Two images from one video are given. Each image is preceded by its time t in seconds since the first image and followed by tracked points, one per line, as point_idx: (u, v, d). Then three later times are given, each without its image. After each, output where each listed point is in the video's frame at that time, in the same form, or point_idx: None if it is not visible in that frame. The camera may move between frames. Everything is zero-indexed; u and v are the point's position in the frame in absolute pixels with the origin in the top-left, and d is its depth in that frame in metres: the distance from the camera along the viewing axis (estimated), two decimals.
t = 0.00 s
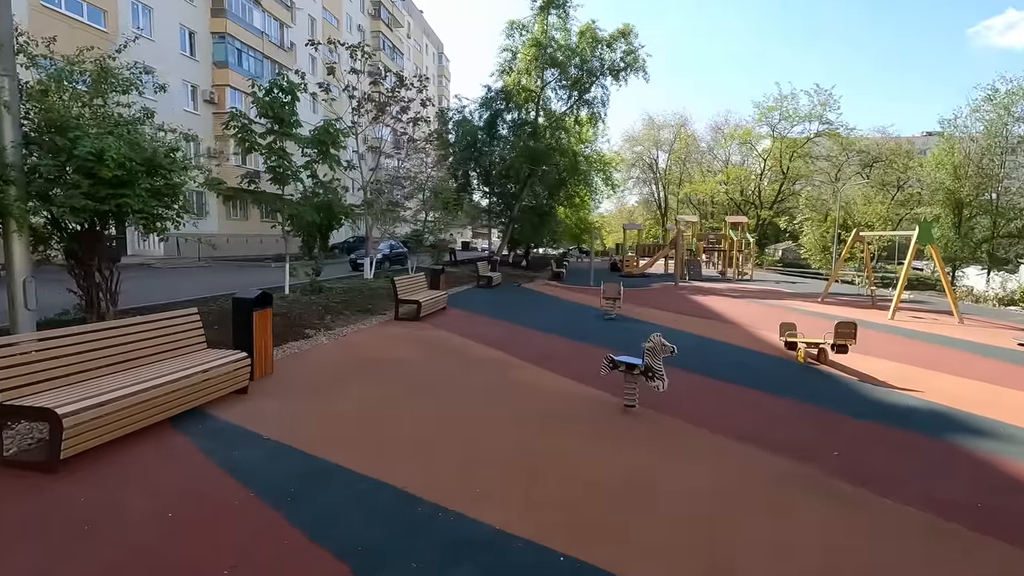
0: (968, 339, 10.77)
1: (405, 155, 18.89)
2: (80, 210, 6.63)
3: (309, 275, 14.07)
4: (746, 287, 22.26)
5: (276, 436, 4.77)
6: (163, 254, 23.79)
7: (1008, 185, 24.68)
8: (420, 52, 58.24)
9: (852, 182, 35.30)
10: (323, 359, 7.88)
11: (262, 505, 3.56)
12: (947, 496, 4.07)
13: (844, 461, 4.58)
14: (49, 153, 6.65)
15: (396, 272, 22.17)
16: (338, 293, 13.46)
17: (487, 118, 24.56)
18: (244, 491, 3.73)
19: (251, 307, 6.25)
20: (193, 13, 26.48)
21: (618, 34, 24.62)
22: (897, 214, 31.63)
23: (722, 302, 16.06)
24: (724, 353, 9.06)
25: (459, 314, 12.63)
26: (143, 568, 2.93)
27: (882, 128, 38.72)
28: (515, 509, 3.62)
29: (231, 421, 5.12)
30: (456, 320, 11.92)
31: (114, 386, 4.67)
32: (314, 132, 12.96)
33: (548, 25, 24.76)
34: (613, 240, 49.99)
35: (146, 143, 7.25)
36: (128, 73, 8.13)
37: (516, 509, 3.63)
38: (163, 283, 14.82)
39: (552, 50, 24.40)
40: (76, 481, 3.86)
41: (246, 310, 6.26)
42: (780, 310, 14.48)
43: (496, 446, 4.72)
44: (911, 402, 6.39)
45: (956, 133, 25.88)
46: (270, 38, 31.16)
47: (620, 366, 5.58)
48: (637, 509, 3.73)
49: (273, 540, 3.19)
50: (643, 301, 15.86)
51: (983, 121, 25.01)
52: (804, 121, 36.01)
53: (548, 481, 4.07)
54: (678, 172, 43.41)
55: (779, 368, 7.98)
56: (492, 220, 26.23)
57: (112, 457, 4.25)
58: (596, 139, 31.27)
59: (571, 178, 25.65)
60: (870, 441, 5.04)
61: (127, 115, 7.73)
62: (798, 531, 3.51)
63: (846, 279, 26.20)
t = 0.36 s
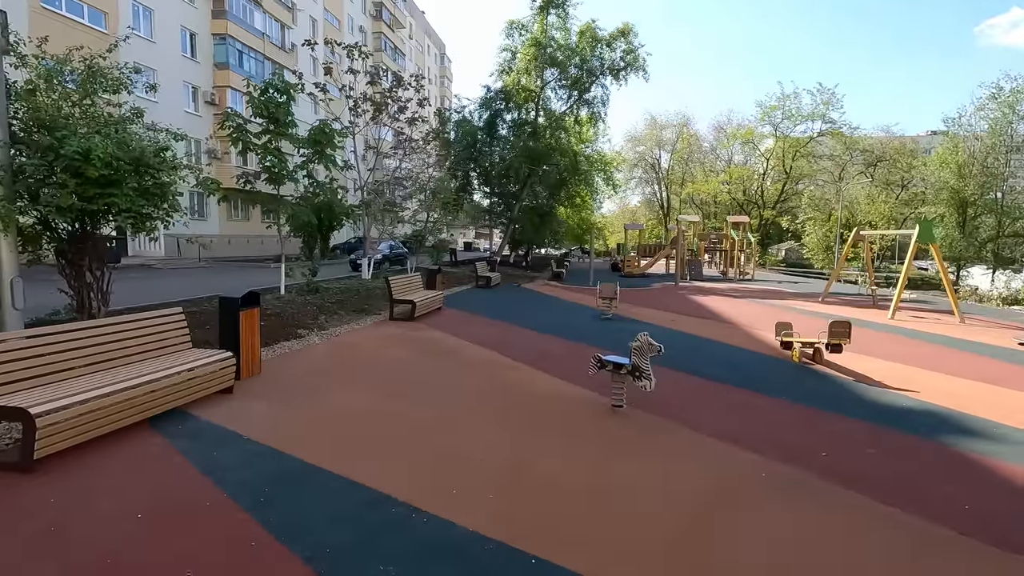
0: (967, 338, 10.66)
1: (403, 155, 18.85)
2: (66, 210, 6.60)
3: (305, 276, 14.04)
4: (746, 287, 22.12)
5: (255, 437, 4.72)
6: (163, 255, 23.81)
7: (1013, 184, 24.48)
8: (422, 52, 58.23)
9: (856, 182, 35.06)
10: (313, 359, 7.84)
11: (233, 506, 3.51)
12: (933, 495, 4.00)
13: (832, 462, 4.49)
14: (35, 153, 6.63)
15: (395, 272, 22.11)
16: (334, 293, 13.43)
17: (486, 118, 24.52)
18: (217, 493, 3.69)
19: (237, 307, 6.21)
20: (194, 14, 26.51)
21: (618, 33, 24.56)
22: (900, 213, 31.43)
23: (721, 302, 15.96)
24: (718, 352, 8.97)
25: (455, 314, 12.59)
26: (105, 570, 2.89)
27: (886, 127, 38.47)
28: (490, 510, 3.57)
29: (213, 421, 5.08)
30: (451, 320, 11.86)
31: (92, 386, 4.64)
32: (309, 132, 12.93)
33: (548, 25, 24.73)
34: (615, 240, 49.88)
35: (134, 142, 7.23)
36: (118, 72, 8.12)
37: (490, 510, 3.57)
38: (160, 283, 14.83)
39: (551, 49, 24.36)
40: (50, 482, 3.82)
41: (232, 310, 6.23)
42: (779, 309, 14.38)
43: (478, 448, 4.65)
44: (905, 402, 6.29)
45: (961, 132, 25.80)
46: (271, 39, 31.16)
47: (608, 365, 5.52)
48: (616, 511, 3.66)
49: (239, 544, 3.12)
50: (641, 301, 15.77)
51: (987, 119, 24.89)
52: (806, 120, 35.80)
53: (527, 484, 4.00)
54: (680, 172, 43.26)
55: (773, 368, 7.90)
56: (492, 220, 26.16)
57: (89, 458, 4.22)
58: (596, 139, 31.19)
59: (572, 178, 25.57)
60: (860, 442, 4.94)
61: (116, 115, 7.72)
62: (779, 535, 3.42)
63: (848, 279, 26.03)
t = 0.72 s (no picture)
0: (958, 339, 10.68)
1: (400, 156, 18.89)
2: (56, 211, 6.64)
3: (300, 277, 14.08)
4: (743, 288, 22.14)
5: (240, 437, 4.74)
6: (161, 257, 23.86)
7: (1011, 185, 24.47)
8: (421, 54, 58.33)
9: (854, 183, 35.06)
10: (303, 359, 7.87)
11: (212, 506, 3.55)
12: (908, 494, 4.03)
13: (812, 461, 4.52)
14: (25, 155, 6.67)
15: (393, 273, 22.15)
16: (329, 295, 13.48)
17: (483, 120, 24.56)
18: (197, 493, 3.72)
19: (226, 308, 6.25)
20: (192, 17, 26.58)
21: (614, 35, 24.61)
22: (898, 214, 31.44)
23: (716, 303, 15.99)
24: (709, 353, 9.00)
25: (449, 315, 12.62)
26: (80, 568, 2.92)
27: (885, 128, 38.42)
28: (466, 510, 3.60)
29: (198, 421, 5.12)
30: (445, 322, 11.89)
31: (76, 386, 4.67)
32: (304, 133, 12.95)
33: (545, 26, 24.76)
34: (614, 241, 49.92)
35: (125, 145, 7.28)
36: (110, 76, 8.20)
37: (467, 510, 3.60)
38: (155, 284, 14.89)
39: (548, 51, 24.46)
40: (31, 482, 3.85)
41: (221, 312, 6.27)
42: (773, 310, 14.41)
43: (461, 448, 4.68)
44: (891, 402, 6.32)
45: (959, 132, 25.82)
46: (270, 41, 31.23)
47: (592, 366, 5.57)
48: (592, 510, 3.69)
49: (215, 541, 3.17)
50: (636, 302, 15.81)
51: (985, 120, 24.88)
52: (805, 121, 35.81)
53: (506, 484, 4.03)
54: (679, 173, 43.29)
55: (762, 368, 7.93)
56: (490, 221, 26.18)
57: (72, 458, 4.25)
58: (594, 140, 31.26)
59: (569, 179, 25.59)
60: (841, 441, 4.98)
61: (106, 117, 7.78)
62: (753, 534, 3.45)
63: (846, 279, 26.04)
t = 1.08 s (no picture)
0: (948, 340, 10.72)
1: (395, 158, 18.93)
2: (44, 214, 6.65)
3: (294, 279, 14.09)
4: (738, 290, 22.17)
5: (222, 439, 4.76)
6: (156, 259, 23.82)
7: (1006, 187, 24.54)
8: (418, 56, 58.35)
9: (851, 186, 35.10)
10: (292, 361, 7.90)
11: (190, 507, 3.57)
12: (882, 491, 4.06)
13: (790, 462, 4.56)
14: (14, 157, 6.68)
15: (389, 275, 22.14)
16: (322, 297, 13.49)
17: (479, 122, 24.57)
18: (175, 494, 3.74)
19: (213, 311, 6.27)
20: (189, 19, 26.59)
21: (609, 37, 24.69)
22: (894, 216, 31.51)
23: (708, 304, 16.03)
24: (698, 355, 9.04)
25: (441, 317, 12.66)
26: (52, 569, 2.94)
27: (881, 130, 38.51)
28: (443, 512, 3.64)
29: (182, 423, 5.13)
30: (437, 323, 11.91)
31: (58, 389, 4.67)
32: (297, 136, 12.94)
33: (540, 28, 24.80)
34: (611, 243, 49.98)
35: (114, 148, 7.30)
36: (100, 78, 8.22)
37: (443, 512, 3.64)
38: (148, 286, 14.87)
39: (544, 53, 24.52)
40: (10, 483, 3.86)
41: (208, 314, 6.28)
42: (766, 312, 14.46)
43: (442, 449, 4.71)
44: (874, 403, 6.36)
45: (953, 135, 25.51)
46: (267, 44, 31.22)
47: (576, 368, 5.60)
48: (569, 511, 3.72)
49: (190, 542, 3.19)
50: (630, 304, 15.85)
51: (980, 122, 24.72)
52: (801, 124, 35.86)
53: (484, 484, 4.07)
54: (676, 175, 43.32)
55: (749, 370, 7.96)
56: (486, 223, 26.18)
57: (52, 461, 4.26)
58: (589, 142, 31.33)
59: (565, 181, 25.59)
60: (821, 442, 5.02)
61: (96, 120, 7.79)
62: (726, 535, 3.48)
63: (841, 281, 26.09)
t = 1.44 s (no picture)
0: (935, 342, 10.78)
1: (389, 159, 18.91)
2: (28, 216, 6.61)
3: (285, 281, 14.06)
4: (731, 291, 22.23)
5: (202, 442, 4.75)
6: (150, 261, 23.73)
7: (999, 189, 24.65)
8: (414, 58, 58.34)
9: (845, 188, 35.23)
10: (279, 363, 7.88)
11: (166, 511, 3.56)
12: (858, 492, 4.08)
13: (770, 464, 4.56)
14: None
15: (383, 277, 22.08)
16: (313, 299, 13.46)
17: (473, 124, 24.60)
18: (150, 498, 3.72)
19: (197, 314, 6.25)
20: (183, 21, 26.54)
21: (602, 40, 24.76)
22: (888, 218, 31.64)
23: (699, 306, 16.07)
24: (686, 357, 9.04)
25: (432, 320, 12.65)
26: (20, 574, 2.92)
27: (875, 132, 38.69)
28: (419, 515, 3.64)
29: (163, 426, 5.11)
30: (427, 326, 11.90)
31: (37, 392, 4.64)
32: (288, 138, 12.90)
33: (534, 31, 24.85)
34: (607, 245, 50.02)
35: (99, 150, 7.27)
36: (87, 81, 8.21)
37: (419, 515, 3.64)
38: (138, 289, 14.80)
39: (538, 56, 24.59)
40: None
41: (192, 317, 6.26)
42: (756, 314, 14.51)
43: (423, 452, 4.70)
44: (859, 406, 6.37)
45: (946, 137, 25.63)
46: (261, 45, 31.17)
47: (559, 371, 5.61)
48: (546, 513, 3.72)
49: (162, 547, 3.18)
50: (622, 306, 15.87)
51: (973, 125, 24.67)
52: (795, 126, 35.96)
53: (462, 488, 4.06)
54: (671, 177, 43.37)
55: (736, 372, 7.98)
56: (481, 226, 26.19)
57: (30, 464, 4.23)
58: (584, 144, 31.37)
59: (560, 183, 25.61)
60: (803, 444, 5.03)
61: (83, 122, 7.78)
62: (702, 538, 3.47)
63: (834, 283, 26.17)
